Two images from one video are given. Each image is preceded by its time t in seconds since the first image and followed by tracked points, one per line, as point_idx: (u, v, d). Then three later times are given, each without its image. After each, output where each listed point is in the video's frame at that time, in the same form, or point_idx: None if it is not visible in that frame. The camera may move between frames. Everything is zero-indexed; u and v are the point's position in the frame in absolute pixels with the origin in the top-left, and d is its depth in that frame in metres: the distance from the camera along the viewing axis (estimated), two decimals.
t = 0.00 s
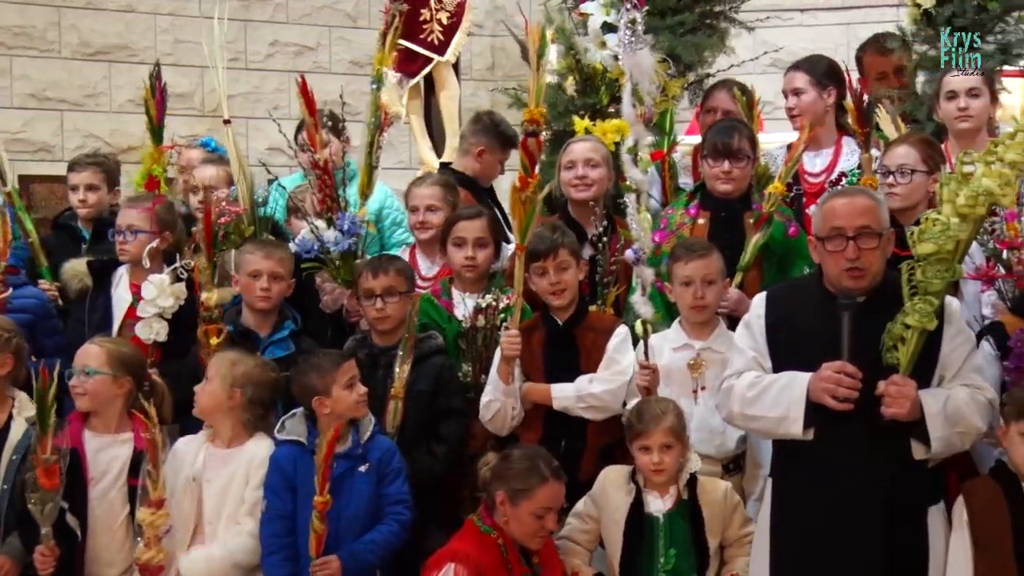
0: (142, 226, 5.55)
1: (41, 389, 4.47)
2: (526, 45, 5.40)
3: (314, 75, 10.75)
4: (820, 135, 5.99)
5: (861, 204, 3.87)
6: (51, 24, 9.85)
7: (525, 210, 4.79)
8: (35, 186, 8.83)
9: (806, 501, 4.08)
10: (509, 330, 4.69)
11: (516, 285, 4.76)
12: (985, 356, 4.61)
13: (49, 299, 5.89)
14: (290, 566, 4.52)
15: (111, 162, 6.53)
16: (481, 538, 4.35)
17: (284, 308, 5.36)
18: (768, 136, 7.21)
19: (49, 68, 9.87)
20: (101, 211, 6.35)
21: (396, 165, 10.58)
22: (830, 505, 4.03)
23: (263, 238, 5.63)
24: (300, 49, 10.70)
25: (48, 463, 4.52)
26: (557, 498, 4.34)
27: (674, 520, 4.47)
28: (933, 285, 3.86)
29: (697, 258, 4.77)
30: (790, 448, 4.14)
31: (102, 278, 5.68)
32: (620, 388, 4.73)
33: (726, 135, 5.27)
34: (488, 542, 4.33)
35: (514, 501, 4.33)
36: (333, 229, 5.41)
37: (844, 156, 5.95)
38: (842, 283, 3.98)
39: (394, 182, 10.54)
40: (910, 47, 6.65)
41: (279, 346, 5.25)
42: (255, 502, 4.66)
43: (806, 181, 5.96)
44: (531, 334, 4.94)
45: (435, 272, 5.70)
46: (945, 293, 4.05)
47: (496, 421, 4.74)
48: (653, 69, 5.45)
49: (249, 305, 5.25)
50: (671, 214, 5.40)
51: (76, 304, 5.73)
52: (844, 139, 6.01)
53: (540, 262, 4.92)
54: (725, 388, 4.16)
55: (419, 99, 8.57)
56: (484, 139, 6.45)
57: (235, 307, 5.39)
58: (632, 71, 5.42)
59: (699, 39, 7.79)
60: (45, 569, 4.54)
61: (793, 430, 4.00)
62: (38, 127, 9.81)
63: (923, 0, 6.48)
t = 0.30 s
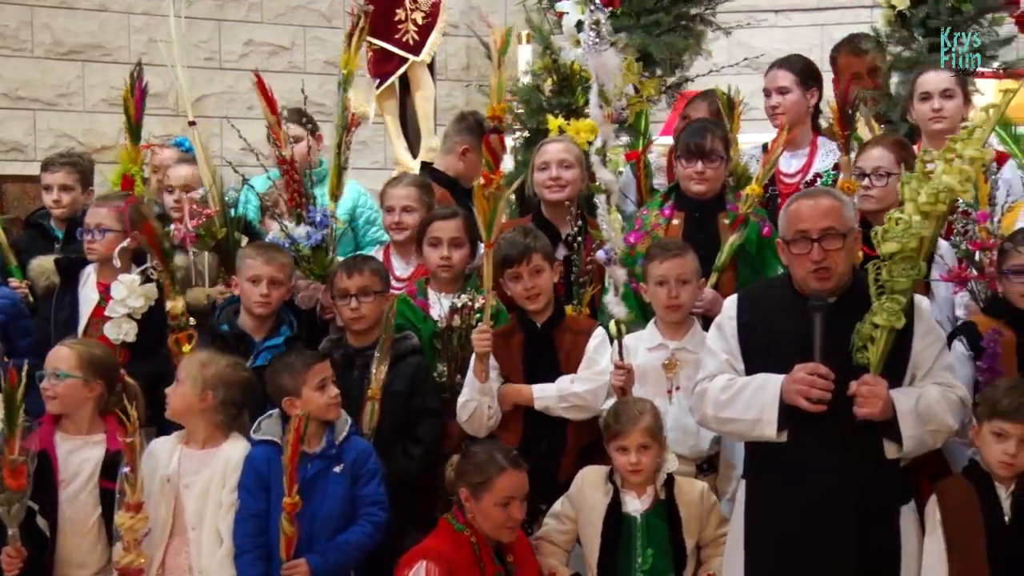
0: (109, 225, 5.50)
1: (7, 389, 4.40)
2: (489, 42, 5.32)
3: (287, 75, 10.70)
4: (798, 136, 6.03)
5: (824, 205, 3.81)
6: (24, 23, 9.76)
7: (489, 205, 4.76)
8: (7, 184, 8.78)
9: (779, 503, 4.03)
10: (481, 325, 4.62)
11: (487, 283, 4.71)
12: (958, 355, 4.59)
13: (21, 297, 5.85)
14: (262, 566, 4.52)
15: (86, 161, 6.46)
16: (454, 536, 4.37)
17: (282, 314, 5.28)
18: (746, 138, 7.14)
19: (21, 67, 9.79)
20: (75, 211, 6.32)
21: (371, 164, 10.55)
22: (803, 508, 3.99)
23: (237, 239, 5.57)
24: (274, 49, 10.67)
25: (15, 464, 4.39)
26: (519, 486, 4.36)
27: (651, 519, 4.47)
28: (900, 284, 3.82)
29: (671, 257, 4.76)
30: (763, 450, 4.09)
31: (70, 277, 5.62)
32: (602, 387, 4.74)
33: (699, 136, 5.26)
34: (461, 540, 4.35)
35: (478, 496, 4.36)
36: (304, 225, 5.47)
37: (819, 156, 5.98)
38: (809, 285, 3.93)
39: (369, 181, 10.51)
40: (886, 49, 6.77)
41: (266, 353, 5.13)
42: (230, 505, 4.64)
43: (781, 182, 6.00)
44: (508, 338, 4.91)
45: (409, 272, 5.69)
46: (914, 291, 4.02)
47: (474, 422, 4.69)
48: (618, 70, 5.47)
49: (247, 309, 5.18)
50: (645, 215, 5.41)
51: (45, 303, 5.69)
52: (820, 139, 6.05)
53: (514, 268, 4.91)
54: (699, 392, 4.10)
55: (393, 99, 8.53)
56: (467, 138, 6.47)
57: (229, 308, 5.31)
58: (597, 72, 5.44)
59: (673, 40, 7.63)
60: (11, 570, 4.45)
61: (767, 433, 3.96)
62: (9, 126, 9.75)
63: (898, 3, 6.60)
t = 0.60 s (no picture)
0: (76, 224, 5.46)
1: None
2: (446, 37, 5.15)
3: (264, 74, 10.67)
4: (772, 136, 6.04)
5: (801, 210, 3.82)
6: None
7: (457, 211, 4.74)
8: None
9: (752, 506, 4.05)
10: (454, 329, 4.60)
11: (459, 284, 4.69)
12: (931, 355, 4.55)
13: None
14: (236, 566, 4.52)
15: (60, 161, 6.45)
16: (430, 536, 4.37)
17: (264, 313, 5.25)
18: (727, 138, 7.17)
19: None
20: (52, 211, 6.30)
21: (347, 165, 10.53)
22: (774, 511, 4.01)
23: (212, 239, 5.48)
24: (249, 49, 10.63)
25: None
26: (486, 471, 4.42)
27: (627, 520, 4.48)
28: (875, 285, 3.83)
29: (649, 257, 4.77)
30: (736, 450, 4.10)
31: (33, 276, 5.55)
32: (575, 388, 4.74)
33: (675, 136, 5.28)
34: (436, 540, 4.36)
35: (447, 489, 4.40)
36: (292, 229, 5.47)
37: (791, 156, 6.04)
38: (785, 290, 3.95)
39: (345, 181, 10.48)
40: (860, 49, 6.65)
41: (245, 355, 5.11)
42: (209, 505, 4.64)
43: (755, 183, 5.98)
44: (483, 338, 4.91)
45: (383, 272, 5.68)
46: (889, 293, 4.03)
47: (447, 425, 4.69)
48: (588, 72, 5.53)
49: (223, 309, 5.17)
50: (622, 215, 5.40)
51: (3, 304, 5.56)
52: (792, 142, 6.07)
53: (494, 259, 4.91)
54: (672, 394, 4.10)
55: (369, 99, 8.50)
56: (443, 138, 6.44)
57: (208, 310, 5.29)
58: (568, 75, 5.49)
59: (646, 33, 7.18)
60: None
61: (741, 435, 3.96)
62: None
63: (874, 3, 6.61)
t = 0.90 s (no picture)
0: (59, 223, 5.44)
1: None
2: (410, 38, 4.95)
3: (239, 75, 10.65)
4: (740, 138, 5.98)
5: (773, 211, 3.84)
6: None
7: (424, 212, 4.71)
8: None
9: (725, 508, 4.06)
10: (423, 332, 4.57)
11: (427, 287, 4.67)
12: (903, 355, 4.59)
13: None
14: (211, 566, 4.51)
15: (32, 162, 6.43)
16: (404, 536, 4.38)
17: (232, 311, 5.26)
18: (700, 138, 7.20)
19: None
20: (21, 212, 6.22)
21: (322, 164, 10.50)
22: (746, 513, 4.02)
23: (185, 239, 5.49)
24: (223, 48, 10.60)
25: None
26: (458, 468, 4.43)
27: (601, 519, 4.49)
28: (847, 287, 3.85)
29: (624, 257, 4.79)
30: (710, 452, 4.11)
31: (8, 277, 5.52)
32: (546, 388, 4.74)
33: (650, 136, 5.29)
34: (410, 540, 4.35)
35: (420, 489, 4.40)
36: (275, 231, 5.45)
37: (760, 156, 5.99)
38: (757, 291, 3.97)
39: (319, 180, 10.45)
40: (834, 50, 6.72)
41: (217, 354, 5.11)
42: (183, 506, 4.63)
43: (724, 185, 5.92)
44: (453, 337, 4.90)
45: (359, 272, 5.67)
46: (862, 294, 4.06)
47: (419, 425, 4.69)
48: (559, 75, 5.27)
49: (189, 309, 5.18)
50: (597, 215, 5.43)
51: None
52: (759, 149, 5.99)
53: (468, 255, 4.92)
54: (646, 396, 4.11)
55: (345, 99, 8.48)
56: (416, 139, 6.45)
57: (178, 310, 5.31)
58: (538, 78, 5.25)
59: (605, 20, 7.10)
60: None
61: (713, 436, 3.97)
62: None
63: (846, 4, 6.65)
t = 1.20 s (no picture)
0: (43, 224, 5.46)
1: None
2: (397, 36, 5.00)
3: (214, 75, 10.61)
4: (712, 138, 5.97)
5: (753, 209, 3.85)
6: None
7: (406, 212, 4.76)
8: None
9: (700, 505, 4.05)
10: (402, 330, 4.61)
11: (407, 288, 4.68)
12: (877, 355, 4.61)
13: None
14: (186, 568, 4.50)
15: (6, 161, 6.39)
16: (377, 538, 4.37)
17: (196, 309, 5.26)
18: (676, 138, 7.22)
19: None
20: None
21: (297, 165, 10.47)
22: (722, 512, 4.01)
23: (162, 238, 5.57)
24: (198, 48, 10.56)
25: None
26: (431, 470, 4.42)
27: (577, 520, 4.49)
28: (822, 285, 3.85)
29: (601, 258, 4.79)
30: (683, 450, 4.11)
31: None
32: (521, 389, 4.76)
33: (627, 136, 5.28)
34: (383, 541, 4.35)
35: (393, 490, 4.39)
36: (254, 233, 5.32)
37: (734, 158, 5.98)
38: (733, 290, 3.97)
39: (295, 181, 10.41)
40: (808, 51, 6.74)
41: (183, 351, 5.10)
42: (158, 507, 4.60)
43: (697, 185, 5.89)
44: (427, 338, 4.88)
45: (337, 272, 5.67)
46: (836, 294, 4.08)
47: (394, 425, 4.67)
48: (532, 81, 5.39)
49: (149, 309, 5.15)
50: (574, 216, 5.44)
51: None
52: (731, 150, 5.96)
53: (441, 261, 4.88)
54: (620, 394, 4.11)
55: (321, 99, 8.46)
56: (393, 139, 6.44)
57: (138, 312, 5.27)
58: (511, 82, 5.35)
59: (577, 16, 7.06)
60: None
61: (687, 434, 3.96)
62: None
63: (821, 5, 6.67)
